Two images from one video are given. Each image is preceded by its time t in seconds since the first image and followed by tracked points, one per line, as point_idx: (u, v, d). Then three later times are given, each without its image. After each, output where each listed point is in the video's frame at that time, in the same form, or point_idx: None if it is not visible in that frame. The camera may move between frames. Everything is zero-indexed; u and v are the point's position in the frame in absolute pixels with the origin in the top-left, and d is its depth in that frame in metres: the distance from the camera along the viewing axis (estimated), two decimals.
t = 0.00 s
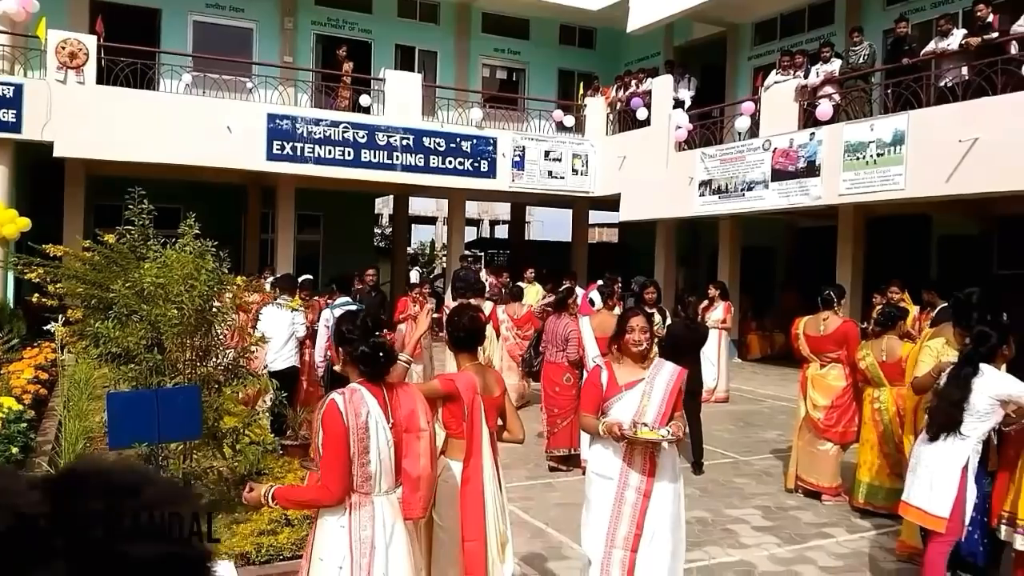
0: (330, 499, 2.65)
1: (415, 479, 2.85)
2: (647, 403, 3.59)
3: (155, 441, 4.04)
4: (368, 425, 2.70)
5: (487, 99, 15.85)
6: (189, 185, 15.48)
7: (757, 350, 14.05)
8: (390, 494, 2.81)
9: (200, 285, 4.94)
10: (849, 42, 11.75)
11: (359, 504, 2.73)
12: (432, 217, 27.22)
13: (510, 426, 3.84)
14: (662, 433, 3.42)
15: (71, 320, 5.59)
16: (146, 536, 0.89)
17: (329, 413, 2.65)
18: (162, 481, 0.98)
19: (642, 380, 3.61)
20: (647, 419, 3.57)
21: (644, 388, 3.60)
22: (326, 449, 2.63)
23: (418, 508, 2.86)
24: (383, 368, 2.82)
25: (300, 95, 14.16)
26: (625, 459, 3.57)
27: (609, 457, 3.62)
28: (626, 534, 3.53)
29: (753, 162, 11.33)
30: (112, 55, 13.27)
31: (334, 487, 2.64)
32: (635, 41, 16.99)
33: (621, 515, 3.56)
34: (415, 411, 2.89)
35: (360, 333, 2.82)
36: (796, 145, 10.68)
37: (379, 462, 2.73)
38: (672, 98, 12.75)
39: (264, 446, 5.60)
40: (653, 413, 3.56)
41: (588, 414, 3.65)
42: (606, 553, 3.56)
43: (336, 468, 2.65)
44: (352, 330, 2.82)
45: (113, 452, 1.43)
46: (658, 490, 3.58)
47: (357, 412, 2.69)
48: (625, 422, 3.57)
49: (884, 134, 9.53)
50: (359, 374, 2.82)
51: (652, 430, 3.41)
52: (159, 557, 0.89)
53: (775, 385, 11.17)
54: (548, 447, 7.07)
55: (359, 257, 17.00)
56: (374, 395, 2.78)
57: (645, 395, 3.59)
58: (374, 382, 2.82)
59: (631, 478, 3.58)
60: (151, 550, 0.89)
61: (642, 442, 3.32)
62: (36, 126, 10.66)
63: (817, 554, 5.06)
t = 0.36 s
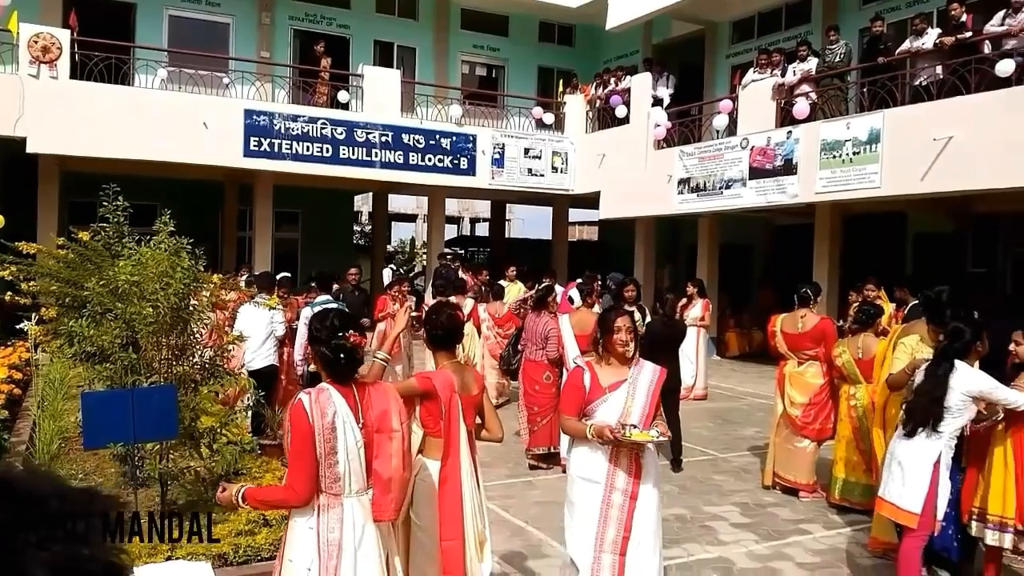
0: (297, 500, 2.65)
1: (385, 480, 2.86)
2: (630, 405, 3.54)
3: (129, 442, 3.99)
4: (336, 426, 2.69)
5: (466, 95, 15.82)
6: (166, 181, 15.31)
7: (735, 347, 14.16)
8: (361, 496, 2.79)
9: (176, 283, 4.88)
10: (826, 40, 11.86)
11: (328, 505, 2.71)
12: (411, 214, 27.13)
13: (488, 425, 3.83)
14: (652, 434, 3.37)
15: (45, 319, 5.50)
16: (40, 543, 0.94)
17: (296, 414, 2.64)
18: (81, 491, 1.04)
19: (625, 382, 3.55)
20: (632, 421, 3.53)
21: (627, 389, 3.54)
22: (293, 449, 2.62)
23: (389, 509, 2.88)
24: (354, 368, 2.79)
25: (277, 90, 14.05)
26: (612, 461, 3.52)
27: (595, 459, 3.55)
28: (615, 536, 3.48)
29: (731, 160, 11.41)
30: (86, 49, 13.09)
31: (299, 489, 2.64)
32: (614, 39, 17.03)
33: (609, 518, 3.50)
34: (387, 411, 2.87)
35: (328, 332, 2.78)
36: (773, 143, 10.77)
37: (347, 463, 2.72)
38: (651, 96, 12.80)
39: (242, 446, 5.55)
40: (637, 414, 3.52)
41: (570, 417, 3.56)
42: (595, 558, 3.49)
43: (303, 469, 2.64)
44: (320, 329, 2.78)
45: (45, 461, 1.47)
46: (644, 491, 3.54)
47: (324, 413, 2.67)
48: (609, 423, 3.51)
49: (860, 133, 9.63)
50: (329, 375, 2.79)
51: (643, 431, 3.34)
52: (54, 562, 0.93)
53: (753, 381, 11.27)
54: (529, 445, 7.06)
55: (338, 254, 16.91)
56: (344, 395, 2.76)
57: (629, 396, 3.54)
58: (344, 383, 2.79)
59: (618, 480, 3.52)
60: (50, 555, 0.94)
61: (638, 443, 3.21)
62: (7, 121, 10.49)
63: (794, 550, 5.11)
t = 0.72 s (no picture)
0: (277, 501, 2.65)
1: (367, 482, 2.86)
2: (624, 406, 3.49)
3: (116, 443, 3.96)
4: (316, 426, 2.68)
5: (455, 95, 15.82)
6: (153, 180, 15.23)
7: (724, 346, 14.22)
8: (343, 496, 2.78)
9: (162, 283, 4.85)
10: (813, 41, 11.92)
11: (310, 505, 2.71)
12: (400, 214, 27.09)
13: (476, 424, 3.83)
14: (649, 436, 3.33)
15: (31, 319, 5.45)
16: None
17: (276, 414, 2.65)
18: (22, 500, 1.07)
19: (618, 384, 3.50)
20: (627, 422, 3.47)
21: (620, 390, 3.49)
22: (273, 449, 2.63)
23: (373, 511, 2.88)
24: (336, 369, 2.78)
25: (265, 90, 14.00)
26: (606, 463, 3.50)
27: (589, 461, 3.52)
28: (610, 539, 3.49)
29: (719, 160, 11.46)
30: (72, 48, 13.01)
31: (278, 489, 2.64)
32: (603, 39, 17.06)
33: (603, 520, 3.50)
34: (370, 411, 2.86)
35: (308, 333, 2.77)
36: (761, 144, 10.83)
37: (328, 463, 2.72)
38: (639, 96, 12.85)
39: (230, 446, 5.49)
40: (631, 416, 3.46)
41: (563, 420, 3.50)
42: (591, 560, 3.49)
43: (283, 469, 2.65)
44: (301, 330, 2.77)
45: (13, 485, 1.49)
46: (638, 492, 3.55)
47: (304, 412, 2.67)
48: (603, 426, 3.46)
49: (847, 133, 9.70)
50: (309, 375, 2.77)
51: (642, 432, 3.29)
52: None
53: (741, 380, 11.33)
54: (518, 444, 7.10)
55: (326, 254, 16.86)
56: (325, 395, 2.76)
57: (622, 398, 3.48)
58: (326, 383, 2.79)
59: (612, 481, 3.51)
60: None
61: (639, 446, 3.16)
62: None
63: (782, 548, 5.14)
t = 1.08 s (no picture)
0: (247, 500, 2.69)
1: (339, 482, 2.79)
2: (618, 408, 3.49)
3: (96, 442, 3.92)
4: (285, 426, 2.68)
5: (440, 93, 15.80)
6: (135, 178, 15.12)
7: (707, 344, 14.31)
8: (315, 497, 2.77)
9: (143, 281, 4.81)
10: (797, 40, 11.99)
11: (280, 505, 2.73)
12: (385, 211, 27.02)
13: (458, 423, 3.81)
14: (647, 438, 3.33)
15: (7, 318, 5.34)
16: None
17: (246, 413, 2.66)
18: None
19: (612, 385, 3.49)
20: (619, 423, 3.47)
21: (614, 392, 3.48)
22: (241, 447, 2.66)
23: (344, 512, 2.79)
24: (307, 370, 2.76)
25: (248, 87, 13.92)
26: (599, 466, 3.49)
27: (581, 465, 3.52)
28: (601, 543, 3.49)
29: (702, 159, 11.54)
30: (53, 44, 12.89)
31: (247, 487, 2.68)
32: (588, 37, 17.09)
33: (594, 524, 3.50)
34: (343, 412, 2.82)
35: (280, 332, 2.75)
36: (744, 143, 10.89)
37: (298, 464, 2.72)
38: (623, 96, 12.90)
39: (212, 446, 5.42)
40: (625, 416, 3.47)
41: (556, 422, 3.46)
42: (582, 564, 3.49)
43: (252, 468, 2.68)
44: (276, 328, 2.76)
45: None
46: (629, 495, 3.55)
47: (273, 411, 2.67)
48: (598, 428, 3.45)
49: (829, 132, 9.76)
50: (281, 375, 2.76)
51: (641, 433, 3.29)
52: None
53: (724, 378, 11.40)
54: (501, 442, 7.17)
55: (311, 252, 16.81)
56: (296, 395, 2.75)
57: (615, 399, 3.48)
58: (298, 383, 2.77)
59: (604, 485, 3.51)
60: None
61: (639, 448, 3.14)
62: None
63: (763, 544, 5.18)
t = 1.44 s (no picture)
0: (212, 500, 2.74)
1: (305, 485, 2.75)
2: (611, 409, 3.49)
3: (71, 444, 3.87)
4: (249, 426, 2.67)
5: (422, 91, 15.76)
6: (113, 176, 14.97)
7: (689, 343, 14.40)
8: (282, 499, 2.76)
9: (120, 280, 4.76)
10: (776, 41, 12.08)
11: (247, 505, 2.75)
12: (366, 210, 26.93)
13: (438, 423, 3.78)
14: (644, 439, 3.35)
15: None
16: None
17: (212, 413, 2.69)
18: None
19: (606, 386, 3.49)
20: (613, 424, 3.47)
21: (607, 393, 3.48)
22: (207, 446, 2.69)
23: (310, 517, 2.74)
24: (273, 371, 2.74)
25: (228, 84, 13.82)
26: (592, 472, 3.50)
27: (574, 470, 3.51)
28: (591, 548, 3.51)
29: (683, 159, 11.58)
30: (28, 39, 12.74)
31: (212, 487, 2.71)
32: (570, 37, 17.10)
33: (585, 529, 3.51)
34: (311, 414, 2.77)
35: (247, 332, 2.74)
36: (725, 143, 10.94)
37: (264, 465, 2.71)
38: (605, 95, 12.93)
39: (190, 447, 5.41)
40: (618, 417, 3.46)
41: (550, 423, 3.47)
42: (571, 569, 3.50)
43: (218, 466, 2.72)
44: (245, 329, 2.75)
45: None
46: (618, 500, 3.57)
47: (237, 412, 2.67)
48: (592, 429, 3.45)
49: (809, 133, 9.83)
50: (249, 375, 2.75)
51: (638, 434, 3.31)
52: None
53: (705, 377, 11.47)
54: (481, 442, 7.17)
55: (292, 251, 16.72)
56: (263, 395, 2.73)
57: (609, 400, 3.48)
58: (266, 385, 2.75)
59: (595, 491, 3.52)
60: None
61: (638, 449, 3.16)
62: None
63: (743, 543, 5.21)
